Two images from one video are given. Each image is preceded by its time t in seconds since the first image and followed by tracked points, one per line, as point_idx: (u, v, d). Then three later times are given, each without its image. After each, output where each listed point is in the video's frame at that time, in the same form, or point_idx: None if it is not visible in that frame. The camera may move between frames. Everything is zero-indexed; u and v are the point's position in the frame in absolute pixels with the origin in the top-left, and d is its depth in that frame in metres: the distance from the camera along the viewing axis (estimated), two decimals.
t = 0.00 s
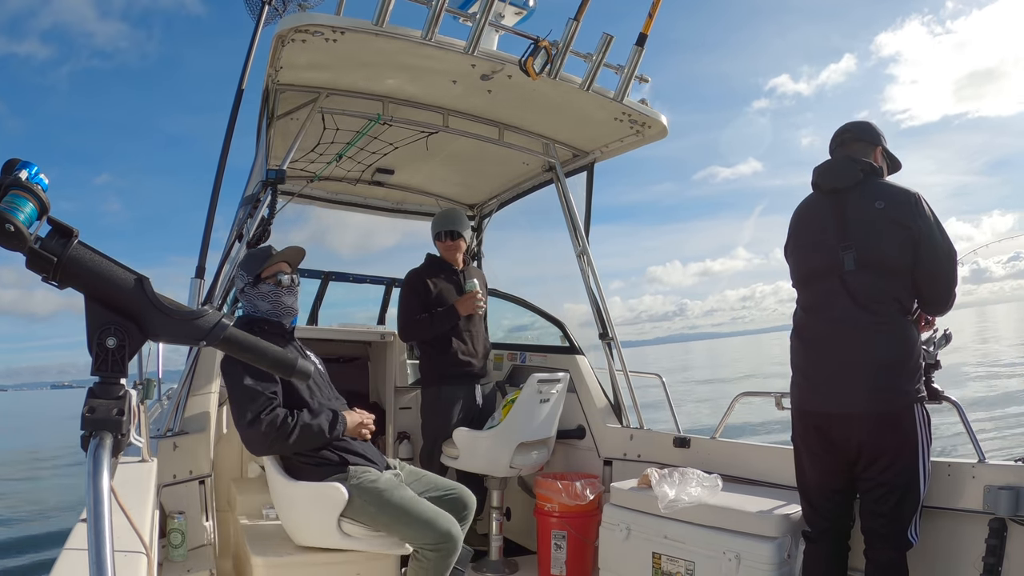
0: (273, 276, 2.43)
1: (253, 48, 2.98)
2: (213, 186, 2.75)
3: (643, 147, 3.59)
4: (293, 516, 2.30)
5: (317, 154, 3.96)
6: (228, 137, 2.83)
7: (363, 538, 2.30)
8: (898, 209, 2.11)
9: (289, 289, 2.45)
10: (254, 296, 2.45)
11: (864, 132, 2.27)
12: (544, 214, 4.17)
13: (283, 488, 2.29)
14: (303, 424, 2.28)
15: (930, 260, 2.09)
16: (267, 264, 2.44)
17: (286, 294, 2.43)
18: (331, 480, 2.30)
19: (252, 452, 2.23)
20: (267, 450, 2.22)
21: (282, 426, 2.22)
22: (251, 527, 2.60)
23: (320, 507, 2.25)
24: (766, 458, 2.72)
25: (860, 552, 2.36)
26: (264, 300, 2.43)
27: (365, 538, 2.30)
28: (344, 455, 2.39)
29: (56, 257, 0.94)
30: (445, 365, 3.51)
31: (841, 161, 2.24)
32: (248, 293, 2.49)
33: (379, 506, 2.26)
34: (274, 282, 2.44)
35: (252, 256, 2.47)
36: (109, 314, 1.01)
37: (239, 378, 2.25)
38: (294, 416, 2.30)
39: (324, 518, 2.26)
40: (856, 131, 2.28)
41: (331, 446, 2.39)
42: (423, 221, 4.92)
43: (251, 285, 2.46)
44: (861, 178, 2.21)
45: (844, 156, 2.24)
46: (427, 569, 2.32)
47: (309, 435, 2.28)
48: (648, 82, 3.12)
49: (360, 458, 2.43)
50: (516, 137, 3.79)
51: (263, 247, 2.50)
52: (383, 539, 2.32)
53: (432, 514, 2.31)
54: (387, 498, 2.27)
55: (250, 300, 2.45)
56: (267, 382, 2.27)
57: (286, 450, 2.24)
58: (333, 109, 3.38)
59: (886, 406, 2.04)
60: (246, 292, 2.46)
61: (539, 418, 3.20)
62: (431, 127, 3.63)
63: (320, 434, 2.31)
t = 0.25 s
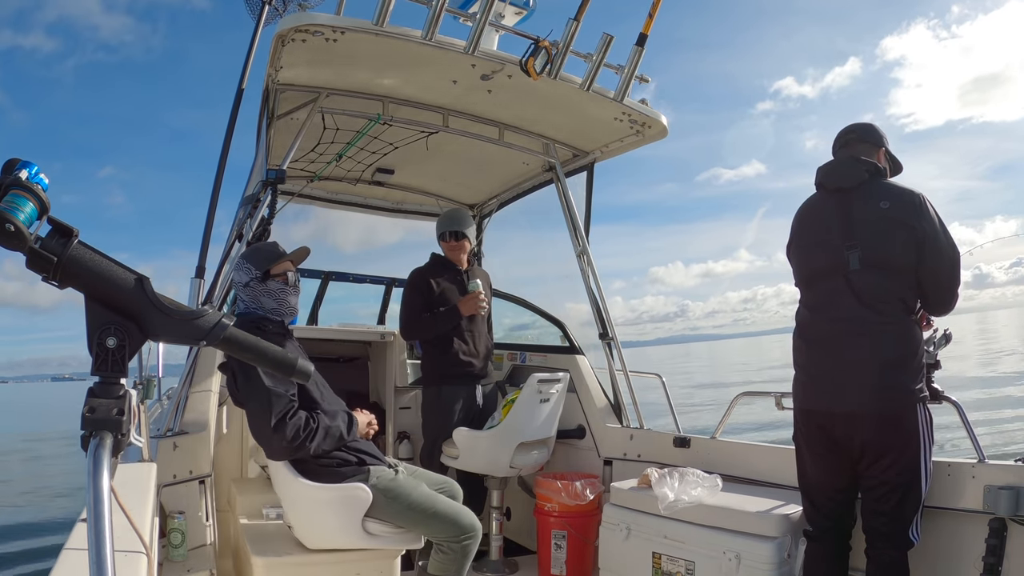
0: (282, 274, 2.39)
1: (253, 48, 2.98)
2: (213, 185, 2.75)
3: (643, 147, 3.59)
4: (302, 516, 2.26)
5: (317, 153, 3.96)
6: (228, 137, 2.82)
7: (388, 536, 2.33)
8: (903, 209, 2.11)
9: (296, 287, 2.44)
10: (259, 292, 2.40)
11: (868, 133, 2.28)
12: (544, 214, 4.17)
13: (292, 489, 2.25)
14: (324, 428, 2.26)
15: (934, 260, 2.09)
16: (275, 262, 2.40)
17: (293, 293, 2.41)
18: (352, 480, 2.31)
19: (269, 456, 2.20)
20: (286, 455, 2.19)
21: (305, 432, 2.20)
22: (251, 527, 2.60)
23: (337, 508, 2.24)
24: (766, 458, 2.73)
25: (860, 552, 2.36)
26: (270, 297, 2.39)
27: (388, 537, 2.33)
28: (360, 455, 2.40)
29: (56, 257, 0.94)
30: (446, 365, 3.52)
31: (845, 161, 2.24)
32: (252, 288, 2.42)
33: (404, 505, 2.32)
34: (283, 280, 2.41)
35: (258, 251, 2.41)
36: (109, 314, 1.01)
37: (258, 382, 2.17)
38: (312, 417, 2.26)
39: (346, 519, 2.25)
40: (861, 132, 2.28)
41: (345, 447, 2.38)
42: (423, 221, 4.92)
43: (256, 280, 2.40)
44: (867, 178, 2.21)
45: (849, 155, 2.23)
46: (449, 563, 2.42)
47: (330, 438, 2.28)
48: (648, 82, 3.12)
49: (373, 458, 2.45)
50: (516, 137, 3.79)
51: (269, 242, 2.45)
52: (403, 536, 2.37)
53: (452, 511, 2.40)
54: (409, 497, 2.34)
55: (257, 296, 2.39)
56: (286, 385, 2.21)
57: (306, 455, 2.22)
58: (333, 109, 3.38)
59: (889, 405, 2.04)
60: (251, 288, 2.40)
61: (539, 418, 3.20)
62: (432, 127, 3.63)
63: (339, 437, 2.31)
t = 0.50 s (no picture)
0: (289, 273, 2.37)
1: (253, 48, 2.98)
2: (213, 185, 2.74)
3: (643, 147, 3.59)
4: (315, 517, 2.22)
5: (317, 153, 3.96)
6: (228, 137, 2.82)
7: (402, 533, 2.35)
8: (908, 210, 2.11)
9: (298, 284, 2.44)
10: (265, 290, 2.36)
11: (873, 137, 2.28)
12: (544, 214, 4.17)
13: (302, 490, 2.22)
14: (346, 429, 2.25)
15: (938, 261, 2.09)
16: (282, 260, 2.37)
17: (298, 292, 2.40)
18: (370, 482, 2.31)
19: (290, 462, 2.14)
20: (308, 461, 2.15)
21: (329, 437, 2.17)
22: (251, 527, 2.60)
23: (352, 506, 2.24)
24: (766, 457, 2.73)
25: (860, 552, 2.36)
26: (276, 296, 2.37)
27: (405, 534, 2.35)
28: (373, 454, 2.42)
29: (56, 257, 0.94)
30: (446, 364, 3.52)
31: (850, 162, 2.24)
32: (256, 285, 2.38)
33: (422, 500, 2.38)
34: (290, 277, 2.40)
35: (264, 248, 2.37)
36: (109, 314, 1.01)
37: (282, 387, 2.09)
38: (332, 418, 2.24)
39: (366, 518, 2.26)
40: (866, 136, 2.28)
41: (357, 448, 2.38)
42: (423, 221, 4.92)
43: (262, 278, 2.36)
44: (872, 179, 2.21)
45: (854, 156, 2.23)
46: (462, 555, 2.49)
47: (349, 439, 2.26)
48: (648, 82, 3.12)
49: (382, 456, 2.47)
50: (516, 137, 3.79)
51: (272, 239, 2.40)
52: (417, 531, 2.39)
53: (463, 503, 2.49)
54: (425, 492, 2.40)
55: (265, 293, 2.35)
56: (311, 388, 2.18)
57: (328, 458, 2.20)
58: (333, 109, 3.38)
59: (893, 405, 2.04)
60: (257, 286, 2.35)
61: (540, 418, 3.20)
62: (432, 127, 3.63)
63: (356, 437, 2.30)
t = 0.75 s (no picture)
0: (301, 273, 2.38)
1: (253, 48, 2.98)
2: (213, 185, 2.74)
3: (644, 147, 3.59)
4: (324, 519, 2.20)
5: (317, 153, 3.96)
6: (229, 137, 2.82)
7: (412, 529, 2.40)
8: (918, 215, 2.13)
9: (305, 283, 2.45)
10: (275, 289, 2.35)
11: (881, 149, 2.30)
12: (544, 214, 4.17)
13: (310, 490, 2.18)
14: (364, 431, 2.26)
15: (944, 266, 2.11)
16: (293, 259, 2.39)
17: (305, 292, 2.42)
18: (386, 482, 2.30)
19: (314, 465, 2.11)
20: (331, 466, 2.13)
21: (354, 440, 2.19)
22: (251, 527, 2.60)
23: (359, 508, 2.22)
24: (766, 458, 2.73)
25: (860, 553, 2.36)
26: (286, 296, 2.36)
27: (415, 529, 2.42)
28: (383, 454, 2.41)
29: (56, 256, 0.94)
30: (446, 364, 3.53)
31: (860, 166, 2.25)
32: (265, 284, 2.36)
33: (430, 496, 2.44)
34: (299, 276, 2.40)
35: (277, 246, 2.36)
36: (109, 314, 1.01)
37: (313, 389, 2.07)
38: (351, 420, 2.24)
39: (370, 519, 2.24)
40: (874, 147, 2.30)
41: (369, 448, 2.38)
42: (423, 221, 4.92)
43: (273, 277, 2.35)
44: (880, 182, 2.23)
45: (865, 159, 2.24)
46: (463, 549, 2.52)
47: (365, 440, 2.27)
48: (648, 82, 3.12)
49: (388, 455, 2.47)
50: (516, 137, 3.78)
51: (280, 237, 2.40)
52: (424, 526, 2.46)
53: (467, 501, 2.52)
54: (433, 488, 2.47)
55: (277, 291, 2.34)
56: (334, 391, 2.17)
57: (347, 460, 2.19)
58: (333, 109, 3.37)
59: (899, 405, 2.04)
60: (268, 285, 2.34)
61: (539, 417, 3.20)
62: (432, 127, 3.63)
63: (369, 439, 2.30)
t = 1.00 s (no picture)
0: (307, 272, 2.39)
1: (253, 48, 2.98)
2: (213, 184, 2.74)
3: (644, 147, 3.59)
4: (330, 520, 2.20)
5: (318, 153, 3.96)
6: (229, 137, 2.82)
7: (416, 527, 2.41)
8: (922, 216, 2.12)
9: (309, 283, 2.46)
10: (280, 289, 2.36)
11: (886, 157, 2.30)
12: (544, 214, 4.17)
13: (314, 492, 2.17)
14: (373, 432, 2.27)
15: (946, 266, 2.10)
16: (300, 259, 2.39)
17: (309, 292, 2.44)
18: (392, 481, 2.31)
19: (328, 468, 2.10)
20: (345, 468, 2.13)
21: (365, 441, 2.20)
22: (251, 526, 2.60)
23: (364, 509, 2.21)
24: (765, 457, 2.73)
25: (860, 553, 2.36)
26: (291, 295, 2.37)
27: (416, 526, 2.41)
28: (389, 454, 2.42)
29: (56, 257, 0.94)
30: (446, 363, 3.52)
31: (865, 168, 2.25)
32: (270, 283, 2.36)
33: (433, 493, 2.44)
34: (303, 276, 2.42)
35: (284, 245, 2.36)
36: (109, 314, 1.01)
37: (328, 390, 2.08)
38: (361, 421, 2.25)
39: (372, 520, 2.23)
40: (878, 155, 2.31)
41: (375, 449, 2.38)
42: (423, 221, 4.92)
43: (279, 277, 2.35)
44: (885, 184, 2.23)
45: (870, 160, 2.25)
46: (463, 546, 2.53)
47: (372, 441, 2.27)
48: (648, 82, 3.12)
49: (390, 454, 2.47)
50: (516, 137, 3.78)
51: (285, 236, 2.40)
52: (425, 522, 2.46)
53: (467, 499, 2.52)
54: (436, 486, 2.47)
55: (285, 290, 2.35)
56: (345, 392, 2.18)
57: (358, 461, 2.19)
58: (334, 109, 3.38)
59: (898, 405, 2.04)
60: (274, 284, 2.34)
61: (539, 417, 3.20)
62: (432, 127, 3.63)
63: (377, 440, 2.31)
